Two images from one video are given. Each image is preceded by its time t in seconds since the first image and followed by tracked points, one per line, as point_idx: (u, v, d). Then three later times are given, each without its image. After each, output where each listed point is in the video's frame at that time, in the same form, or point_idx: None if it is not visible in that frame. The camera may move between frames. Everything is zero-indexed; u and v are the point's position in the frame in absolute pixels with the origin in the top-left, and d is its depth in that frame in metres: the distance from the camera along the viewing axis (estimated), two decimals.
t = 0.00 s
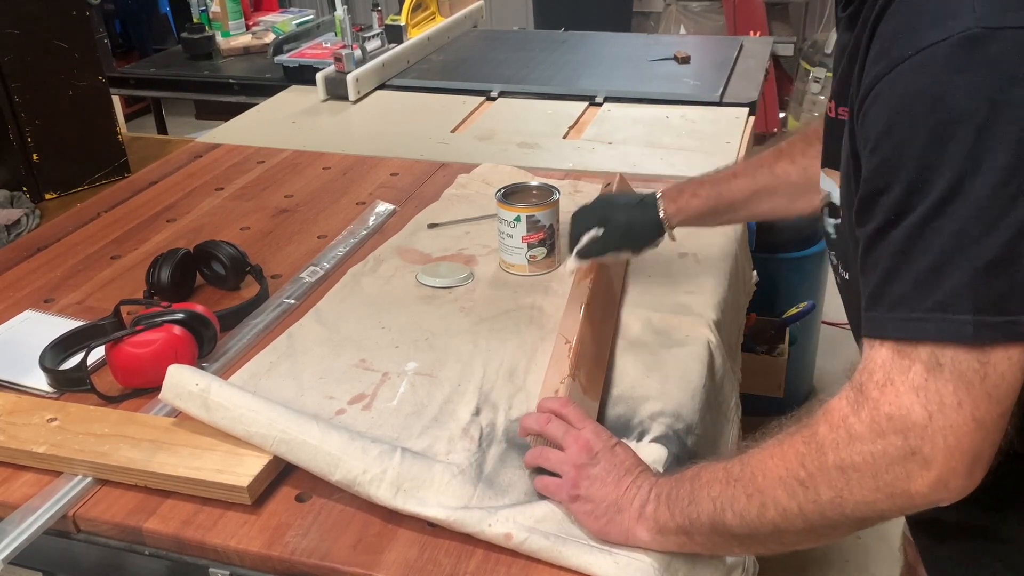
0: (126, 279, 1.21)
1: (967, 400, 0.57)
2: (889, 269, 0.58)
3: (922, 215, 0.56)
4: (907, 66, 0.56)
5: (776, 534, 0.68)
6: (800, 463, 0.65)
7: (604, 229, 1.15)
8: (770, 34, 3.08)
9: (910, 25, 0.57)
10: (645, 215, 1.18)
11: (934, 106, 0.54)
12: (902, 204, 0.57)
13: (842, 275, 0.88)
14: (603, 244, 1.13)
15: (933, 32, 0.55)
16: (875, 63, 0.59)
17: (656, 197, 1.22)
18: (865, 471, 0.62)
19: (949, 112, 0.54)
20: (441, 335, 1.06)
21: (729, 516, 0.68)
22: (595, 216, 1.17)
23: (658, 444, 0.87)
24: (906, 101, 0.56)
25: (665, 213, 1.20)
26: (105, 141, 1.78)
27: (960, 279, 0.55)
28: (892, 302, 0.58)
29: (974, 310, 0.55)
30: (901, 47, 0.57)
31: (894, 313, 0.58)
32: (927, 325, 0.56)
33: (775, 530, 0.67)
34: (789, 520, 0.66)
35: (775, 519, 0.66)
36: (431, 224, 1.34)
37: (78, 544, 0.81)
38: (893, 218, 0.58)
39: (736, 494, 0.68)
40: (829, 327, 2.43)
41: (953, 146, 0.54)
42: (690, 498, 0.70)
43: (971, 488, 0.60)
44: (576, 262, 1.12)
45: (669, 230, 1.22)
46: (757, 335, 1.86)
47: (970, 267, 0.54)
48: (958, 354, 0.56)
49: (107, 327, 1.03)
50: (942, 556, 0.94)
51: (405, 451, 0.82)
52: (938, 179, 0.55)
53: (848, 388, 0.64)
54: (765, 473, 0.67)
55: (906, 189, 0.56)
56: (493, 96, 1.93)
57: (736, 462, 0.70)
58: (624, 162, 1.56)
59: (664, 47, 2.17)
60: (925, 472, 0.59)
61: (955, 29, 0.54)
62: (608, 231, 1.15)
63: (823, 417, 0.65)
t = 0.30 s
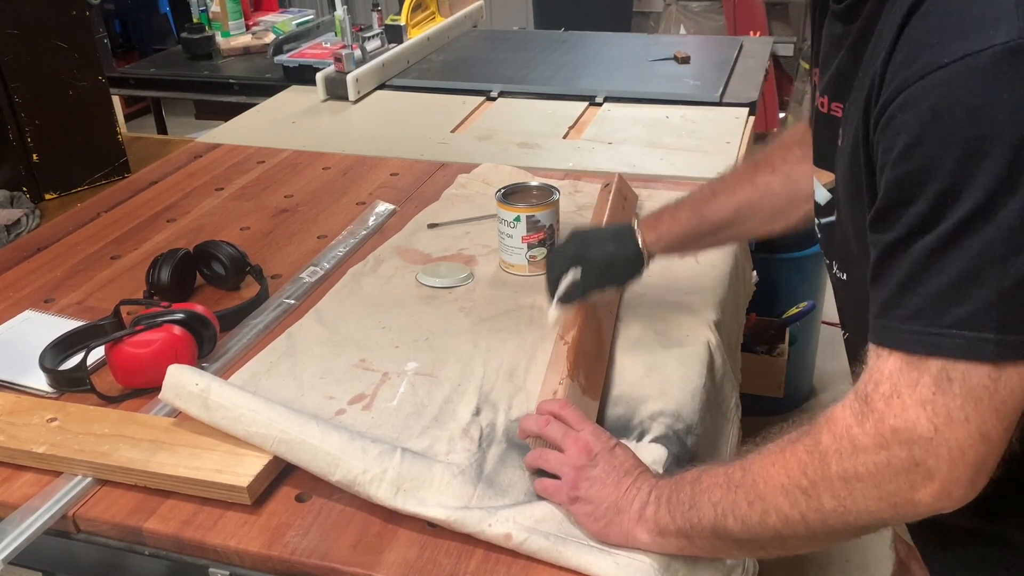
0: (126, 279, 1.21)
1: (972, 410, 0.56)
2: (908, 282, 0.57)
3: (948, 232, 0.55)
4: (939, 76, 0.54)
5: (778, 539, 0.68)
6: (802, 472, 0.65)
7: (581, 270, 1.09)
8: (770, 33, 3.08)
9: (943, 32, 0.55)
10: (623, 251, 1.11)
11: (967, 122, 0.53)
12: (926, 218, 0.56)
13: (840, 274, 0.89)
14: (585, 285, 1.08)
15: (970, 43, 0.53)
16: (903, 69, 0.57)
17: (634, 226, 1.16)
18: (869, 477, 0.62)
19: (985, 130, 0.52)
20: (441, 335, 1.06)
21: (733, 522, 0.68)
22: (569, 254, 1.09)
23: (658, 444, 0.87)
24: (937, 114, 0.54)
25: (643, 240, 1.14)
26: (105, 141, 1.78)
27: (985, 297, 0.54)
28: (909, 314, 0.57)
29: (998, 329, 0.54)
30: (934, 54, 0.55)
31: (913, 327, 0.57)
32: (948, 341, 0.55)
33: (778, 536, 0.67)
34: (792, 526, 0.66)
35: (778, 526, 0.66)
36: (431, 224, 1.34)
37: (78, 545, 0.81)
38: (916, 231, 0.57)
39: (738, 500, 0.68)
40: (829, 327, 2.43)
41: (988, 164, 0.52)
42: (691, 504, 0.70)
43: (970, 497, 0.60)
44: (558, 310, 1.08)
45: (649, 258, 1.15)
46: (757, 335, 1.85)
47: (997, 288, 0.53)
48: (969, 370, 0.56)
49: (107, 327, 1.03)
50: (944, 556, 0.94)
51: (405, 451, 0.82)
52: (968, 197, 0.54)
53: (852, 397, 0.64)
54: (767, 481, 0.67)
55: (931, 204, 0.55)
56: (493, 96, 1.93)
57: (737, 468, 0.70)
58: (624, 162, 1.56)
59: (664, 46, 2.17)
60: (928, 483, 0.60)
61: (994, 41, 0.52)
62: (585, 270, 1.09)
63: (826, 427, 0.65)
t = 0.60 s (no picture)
0: (126, 279, 1.21)
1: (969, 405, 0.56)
2: (902, 277, 0.57)
3: (941, 226, 0.55)
4: (929, 70, 0.55)
5: (777, 539, 0.68)
6: (800, 470, 0.65)
7: (570, 334, 0.96)
8: (771, 34, 3.08)
9: (933, 27, 0.56)
10: (613, 299, 1.00)
11: (958, 114, 0.53)
12: (920, 212, 0.56)
13: (832, 277, 0.89)
14: (575, 347, 0.95)
15: (961, 36, 0.54)
16: (895, 63, 0.58)
17: (618, 271, 1.06)
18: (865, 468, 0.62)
19: (976, 122, 0.53)
20: (441, 335, 1.06)
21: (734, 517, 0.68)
22: (553, 311, 0.97)
23: (658, 444, 0.87)
24: (929, 107, 0.54)
25: (632, 277, 1.05)
26: (105, 141, 1.78)
27: (979, 291, 0.54)
28: (903, 309, 0.58)
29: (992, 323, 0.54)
30: (926, 48, 0.55)
31: (907, 321, 0.57)
32: (943, 335, 0.56)
33: (778, 536, 0.67)
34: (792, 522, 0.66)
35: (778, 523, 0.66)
36: (431, 224, 1.34)
37: (78, 545, 0.81)
38: (910, 225, 0.57)
39: (738, 499, 0.68)
40: (829, 328, 2.43)
41: (980, 156, 0.53)
42: (690, 503, 0.70)
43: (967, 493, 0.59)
44: (546, 380, 0.93)
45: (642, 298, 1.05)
46: (757, 335, 1.86)
47: (991, 281, 0.54)
48: (966, 366, 0.56)
49: (107, 327, 1.03)
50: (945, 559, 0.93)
51: (405, 451, 0.82)
52: (961, 190, 0.54)
53: (850, 397, 0.64)
54: (765, 480, 0.67)
55: (925, 198, 0.56)
56: (493, 96, 1.93)
57: (736, 466, 0.71)
58: (624, 162, 1.56)
59: (664, 47, 2.17)
60: (927, 481, 0.59)
61: (985, 34, 0.53)
62: (576, 331, 0.96)
63: (824, 426, 0.65)
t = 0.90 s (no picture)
0: (126, 279, 1.21)
1: (975, 415, 0.55)
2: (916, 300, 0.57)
3: (958, 253, 0.54)
4: (948, 95, 0.53)
5: (781, 548, 0.68)
6: (805, 484, 0.65)
7: (570, 311, 0.97)
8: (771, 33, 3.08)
9: (952, 50, 0.55)
10: (608, 279, 1.00)
11: (978, 141, 0.52)
12: (935, 236, 0.55)
13: (830, 291, 0.89)
14: (579, 320, 0.96)
15: (982, 61, 0.53)
16: (912, 85, 0.56)
17: (616, 250, 1.07)
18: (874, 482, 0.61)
19: (999, 150, 0.51)
20: (442, 335, 1.06)
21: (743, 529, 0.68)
22: (554, 291, 0.97)
23: (658, 444, 0.87)
24: (947, 133, 0.53)
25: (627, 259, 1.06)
26: (105, 141, 1.78)
27: (995, 320, 0.53)
28: (915, 332, 0.57)
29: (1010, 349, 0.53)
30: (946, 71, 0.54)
31: (919, 345, 0.57)
32: (957, 361, 0.55)
33: (780, 546, 0.67)
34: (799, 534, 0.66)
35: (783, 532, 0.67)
36: (431, 224, 1.34)
37: (78, 544, 0.81)
38: (925, 250, 0.56)
39: (740, 508, 0.68)
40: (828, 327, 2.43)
41: (1002, 185, 0.52)
42: (692, 512, 0.70)
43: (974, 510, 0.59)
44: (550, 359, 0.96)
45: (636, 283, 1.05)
46: (757, 335, 1.86)
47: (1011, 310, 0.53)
48: (978, 391, 0.55)
49: (107, 327, 1.03)
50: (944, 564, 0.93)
51: (406, 451, 0.82)
52: (980, 218, 0.53)
53: (856, 415, 0.63)
54: (769, 491, 0.67)
55: (942, 223, 0.55)
56: (493, 96, 1.93)
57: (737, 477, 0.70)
58: (624, 162, 1.56)
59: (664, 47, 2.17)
60: (932, 500, 0.59)
61: (1010, 59, 0.51)
62: (576, 308, 0.97)
63: (829, 441, 0.64)
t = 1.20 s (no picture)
0: (126, 279, 1.21)
1: (974, 416, 0.56)
2: (919, 288, 0.57)
3: (961, 241, 0.54)
4: (957, 81, 0.54)
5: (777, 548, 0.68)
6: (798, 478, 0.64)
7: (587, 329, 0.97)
8: (771, 34, 3.09)
9: (963, 38, 0.55)
10: (639, 314, 1.01)
11: (985, 126, 0.52)
12: (939, 223, 0.55)
13: (838, 289, 0.89)
14: (592, 342, 0.97)
15: (992, 48, 0.53)
16: (922, 71, 0.57)
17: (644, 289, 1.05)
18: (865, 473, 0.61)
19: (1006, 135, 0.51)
20: (441, 335, 1.06)
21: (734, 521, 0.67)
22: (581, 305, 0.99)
23: (658, 444, 0.87)
24: (954, 117, 0.53)
25: (659, 303, 1.04)
26: (105, 141, 1.78)
27: (996, 309, 0.53)
28: (916, 319, 0.57)
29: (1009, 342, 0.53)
30: (957, 58, 0.55)
31: (919, 332, 0.57)
32: (954, 348, 0.55)
33: (774, 543, 0.67)
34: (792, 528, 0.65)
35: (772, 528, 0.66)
36: (431, 224, 1.34)
37: (78, 545, 0.81)
38: (928, 238, 0.56)
39: (733, 505, 0.67)
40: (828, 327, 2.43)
41: (1009, 171, 0.52)
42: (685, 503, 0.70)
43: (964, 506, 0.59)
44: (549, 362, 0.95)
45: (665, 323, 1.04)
46: (756, 334, 1.86)
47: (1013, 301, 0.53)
48: (974, 379, 0.55)
49: (108, 327, 1.03)
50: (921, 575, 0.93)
51: (405, 452, 0.82)
52: (984, 205, 0.53)
53: (853, 405, 0.64)
54: (761, 486, 0.67)
55: (946, 209, 0.55)
56: (493, 96, 1.93)
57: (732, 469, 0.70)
58: (624, 162, 1.56)
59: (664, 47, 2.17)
60: (927, 490, 0.59)
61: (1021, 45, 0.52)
62: (596, 329, 0.97)
63: (824, 431, 0.65)
